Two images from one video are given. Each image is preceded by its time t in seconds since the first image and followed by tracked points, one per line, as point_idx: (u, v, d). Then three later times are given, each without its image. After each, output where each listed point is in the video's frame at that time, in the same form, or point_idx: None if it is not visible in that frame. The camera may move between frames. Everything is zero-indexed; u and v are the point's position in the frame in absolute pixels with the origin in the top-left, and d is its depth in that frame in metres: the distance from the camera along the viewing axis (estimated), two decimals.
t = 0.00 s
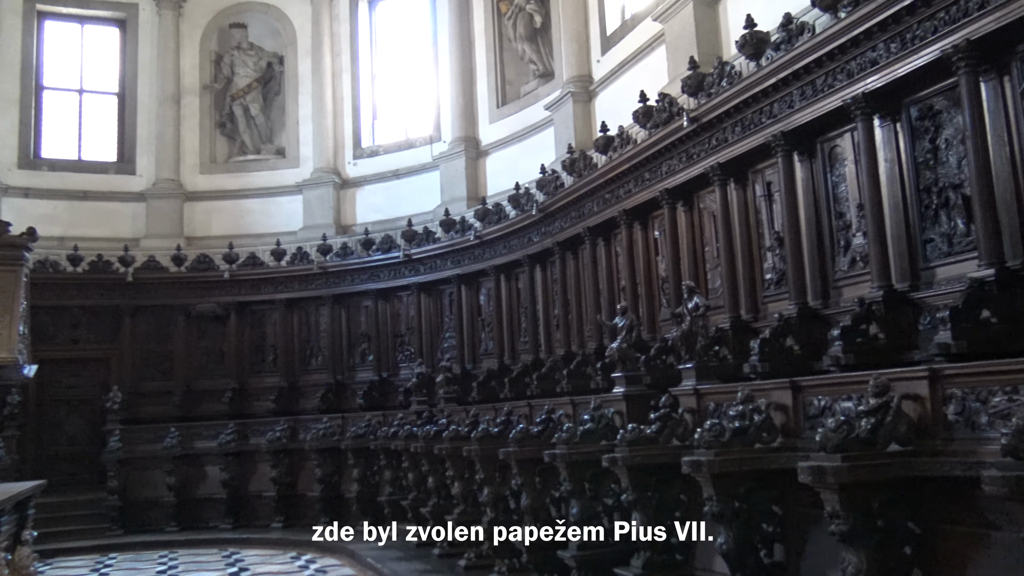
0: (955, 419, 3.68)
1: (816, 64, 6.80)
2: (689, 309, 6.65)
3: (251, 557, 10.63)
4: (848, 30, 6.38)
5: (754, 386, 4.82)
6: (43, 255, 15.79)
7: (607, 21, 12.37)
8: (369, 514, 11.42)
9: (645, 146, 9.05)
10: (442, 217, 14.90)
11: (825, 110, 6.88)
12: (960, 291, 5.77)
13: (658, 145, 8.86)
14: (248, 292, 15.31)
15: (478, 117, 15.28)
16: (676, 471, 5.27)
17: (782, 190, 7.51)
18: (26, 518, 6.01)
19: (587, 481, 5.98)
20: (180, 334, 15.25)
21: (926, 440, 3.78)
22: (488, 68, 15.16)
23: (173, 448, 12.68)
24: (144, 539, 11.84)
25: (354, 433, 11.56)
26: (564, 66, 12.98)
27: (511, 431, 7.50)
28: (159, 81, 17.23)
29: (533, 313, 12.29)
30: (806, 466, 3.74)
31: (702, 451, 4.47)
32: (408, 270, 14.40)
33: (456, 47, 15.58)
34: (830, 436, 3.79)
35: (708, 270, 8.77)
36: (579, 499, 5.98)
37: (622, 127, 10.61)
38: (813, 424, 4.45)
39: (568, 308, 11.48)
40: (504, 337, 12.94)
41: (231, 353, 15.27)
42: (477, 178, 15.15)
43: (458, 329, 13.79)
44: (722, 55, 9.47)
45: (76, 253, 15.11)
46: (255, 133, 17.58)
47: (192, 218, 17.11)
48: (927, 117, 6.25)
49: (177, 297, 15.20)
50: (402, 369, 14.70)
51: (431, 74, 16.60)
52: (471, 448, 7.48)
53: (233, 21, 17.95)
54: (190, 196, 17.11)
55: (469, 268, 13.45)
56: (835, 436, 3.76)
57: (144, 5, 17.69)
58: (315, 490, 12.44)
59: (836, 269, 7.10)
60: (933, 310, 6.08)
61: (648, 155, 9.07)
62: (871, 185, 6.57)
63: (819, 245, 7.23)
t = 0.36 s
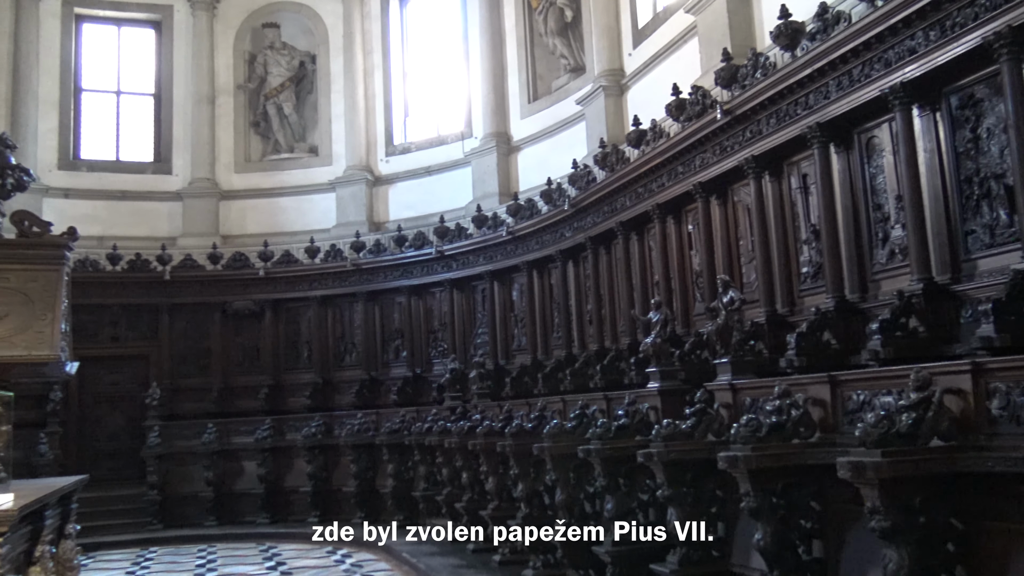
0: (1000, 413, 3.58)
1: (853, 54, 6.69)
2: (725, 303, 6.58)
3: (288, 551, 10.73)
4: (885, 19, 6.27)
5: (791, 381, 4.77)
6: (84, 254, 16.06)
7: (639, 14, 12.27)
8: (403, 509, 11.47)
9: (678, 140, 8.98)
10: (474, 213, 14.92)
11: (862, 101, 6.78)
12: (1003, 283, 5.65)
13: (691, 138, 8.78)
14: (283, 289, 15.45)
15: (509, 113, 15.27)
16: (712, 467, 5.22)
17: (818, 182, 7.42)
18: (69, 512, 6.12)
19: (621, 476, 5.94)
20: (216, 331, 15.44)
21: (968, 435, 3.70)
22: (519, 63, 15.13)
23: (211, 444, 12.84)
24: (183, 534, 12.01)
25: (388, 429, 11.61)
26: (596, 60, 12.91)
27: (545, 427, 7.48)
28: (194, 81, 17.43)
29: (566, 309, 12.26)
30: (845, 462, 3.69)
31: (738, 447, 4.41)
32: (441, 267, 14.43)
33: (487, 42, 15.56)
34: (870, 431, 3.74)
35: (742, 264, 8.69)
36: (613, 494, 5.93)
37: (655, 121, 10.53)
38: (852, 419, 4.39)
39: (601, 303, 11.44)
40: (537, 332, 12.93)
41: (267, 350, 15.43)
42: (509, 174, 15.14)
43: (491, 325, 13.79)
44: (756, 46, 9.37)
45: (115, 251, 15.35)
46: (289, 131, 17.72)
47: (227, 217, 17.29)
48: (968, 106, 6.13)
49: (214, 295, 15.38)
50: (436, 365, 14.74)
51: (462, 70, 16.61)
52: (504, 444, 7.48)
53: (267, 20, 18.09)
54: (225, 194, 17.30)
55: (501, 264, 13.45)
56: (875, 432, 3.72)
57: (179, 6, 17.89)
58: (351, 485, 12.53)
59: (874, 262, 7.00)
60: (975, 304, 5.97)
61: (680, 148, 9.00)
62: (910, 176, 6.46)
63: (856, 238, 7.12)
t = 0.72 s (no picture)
0: None
1: (891, 43, 6.58)
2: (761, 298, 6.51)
3: (325, 546, 10.82)
4: (924, 7, 6.15)
5: (829, 376, 4.72)
6: (123, 253, 16.32)
7: (672, 7, 12.18)
8: (439, 505, 11.52)
9: (712, 133, 8.89)
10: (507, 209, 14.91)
11: (900, 91, 6.67)
12: None
13: (726, 132, 8.69)
14: (318, 286, 15.57)
15: (541, 108, 15.24)
16: (750, 463, 5.15)
17: (856, 174, 7.32)
18: (112, 507, 6.23)
19: (657, 472, 5.89)
20: (253, 329, 15.61)
21: (1013, 430, 3.66)
22: (551, 58, 15.09)
23: (249, 439, 13.00)
24: (222, 528, 12.17)
25: (423, 426, 11.65)
26: (628, 54, 12.84)
27: (580, 423, 7.45)
28: (229, 81, 17.62)
29: (599, 304, 12.22)
30: (887, 457, 3.62)
31: (777, 442, 4.37)
32: (474, 263, 14.45)
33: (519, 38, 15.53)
34: (912, 426, 3.64)
35: (778, 257, 8.60)
36: (648, 491, 5.88)
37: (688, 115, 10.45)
38: (892, 414, 4.36)
39: (635, 298, 11.39)
40: (571, 328, 12.91)
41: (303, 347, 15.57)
42: (541, 169, 15.12)
43: (525, 321, 13.78)
44: (791, 38, 9.26)
45: (154, 250, 15.58)
46: (323, 130, 17.84)
47: (263, 215, 17.47)
48: (1011, 95, 6.00)
49: (251, 293, 15.55)
50: (470, 361, 14.76)
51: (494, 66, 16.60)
52: (539, 440, 7.45)
53: (299, 20, 18.21)
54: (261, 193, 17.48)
55: (534, 260, 13.43)
56: (918, 426, 3.62)
57: (214, 8, 18.09)
58: (386, 481, 12.60)
59: (914, 255, 6.88)
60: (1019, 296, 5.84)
61: (714, 142, 8.92)
62: (951, 166, 6.35)
63: (896, 230, 7.01)
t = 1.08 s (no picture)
0: None
1: (932, 31, 6.45)
2: (800, 292, 6.42)
3: (362, 541, 10.91)
4: None
5: (871, 371, 4.65)
6: (163, 252, 16.57)
7: None
8: (475, 501, 11.55)
9: (748, 126, 8.79)
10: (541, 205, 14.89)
11: (942, 81, 6.54)
12: None
13: (762, 124, 8.59)
14: (353, 284, 15.67)
15: (575, 104, 15.18)
16: (789, 460, 5.09)
17: (896, 165, 7.21)
18: (155, 502, 6.33)
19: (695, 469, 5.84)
20: (290, 326, 15.76)
21: None
22: (584, 53, 15.02)
23: (286, 436, 13.13)
24: (261, 523, 12.32)
25: (459, 422, 11.69)
26: (662, 47, 12.74)
27: (615, 418, 7.41)
28: (264, 81, 17.78)
29: (635, 300, 12.16)
30: (932, 454, 3.55)
31: (817, 439, 4.31)
32: (508, 259, 14.44)
33: (551, 33, 15.46)
34: (957, 422, 3.57)
35: (816, 251, 8.49)
36: (686, 487, 5.83)
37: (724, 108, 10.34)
38: (936, 410, 4.28)
39: (671, 294, 11.31)
40: (605, 324, 12.86)
41: (339, 344, 15.69)
42: (575, 165, 15.08)
43: (559, 317, 13.75)
44: (829, 28, 9.13)
45: (192, 249, 15.79)
46: (357, 128, 17.94)
47: (299, 213, 17.63)
48: None
49: (287, 291, 15.70)
50: (504, 357, 14.76)
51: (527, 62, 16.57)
52: (575, 436, 7.42)
53: (333, 19, 18.31)
54: (297, 191, 17.64)
55: (568, 256, 13.39)
56: (963, 423, 3.55)
57: (249, 8, 18.26)
58: (422, 477, 12.66)
59: (957, 248, 6.75)
60: None
61: (750, 135, 8.82)
62: (995, 157, 6.22)
63: (937, 222, 6.88)
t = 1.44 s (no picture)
0: None
1: (975, 20, 6.32)
2: (840, 287, 6.32)
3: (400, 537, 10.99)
4: None
5: (914, 366, 4.57)
6: (203, 251, 16.80)
7: None
8: (511, 497, 11.55)
9: (785, 119, 8.70)
10: (575, 201, 14.86)
11: (985, 70, 6.41)
12: None
13: (800, 117, 8.49)
14: (389, 281, 15.76)
15: (609, 99, 15.12)
16: (830, 457, 5.02)
17: (938, 158, 7.09)
18: (197, 497, 6.42)
19: (734, 465, 5.80)
20: (327, 323, 15.90)
21: None
22: (618, 48, 14.95)
23: (324, 432, 13.25)
24: (300, 518, 12.45)
25: (495, 418, 11.71)
26: (697, 41, 12.63)
27: (652, 415, 7.38)
28: (300, 81, 17.94)
29: (671, 295, 12.09)
30: (977, 450, 3.48)
31: (858, 435, 4.25)
32: (543, 256, 14.43)
33: (585, 28, 15.40)
34: (1004, 418, 3.50)
35: (856, 245, 8.37)
36: (725, 483, 5.79)
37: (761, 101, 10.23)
38: (982, 406, 4.20)
39: (708, 289, 11.22)
40: (641, 320, 12.80)
41: (375, 341, 15.80)
42: (610, 160, 15.02)
43: (595, 313, 13.72)
44: (868, 19, 8.98)
45: (231, 248, 16.00)
46: (391, 126, 18.02)
47: (335, 211, 17.77)
48: None
49: (323, 288, 15.84)
50: (539, 354, 14.76)
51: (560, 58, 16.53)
52: (612, 433, 7.41)
53: (367, 18, 18.41)
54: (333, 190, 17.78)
55: (603, 252, 13.35)
56: (1010, 419, 3.48)
57: (285, 9, 18.42)
58: (459, 473, 12.71)
59: (1001, 241, 6.62)
60: None
61: (788, 128, 8.72)
62: None
63: (981, 216, 6.75)
